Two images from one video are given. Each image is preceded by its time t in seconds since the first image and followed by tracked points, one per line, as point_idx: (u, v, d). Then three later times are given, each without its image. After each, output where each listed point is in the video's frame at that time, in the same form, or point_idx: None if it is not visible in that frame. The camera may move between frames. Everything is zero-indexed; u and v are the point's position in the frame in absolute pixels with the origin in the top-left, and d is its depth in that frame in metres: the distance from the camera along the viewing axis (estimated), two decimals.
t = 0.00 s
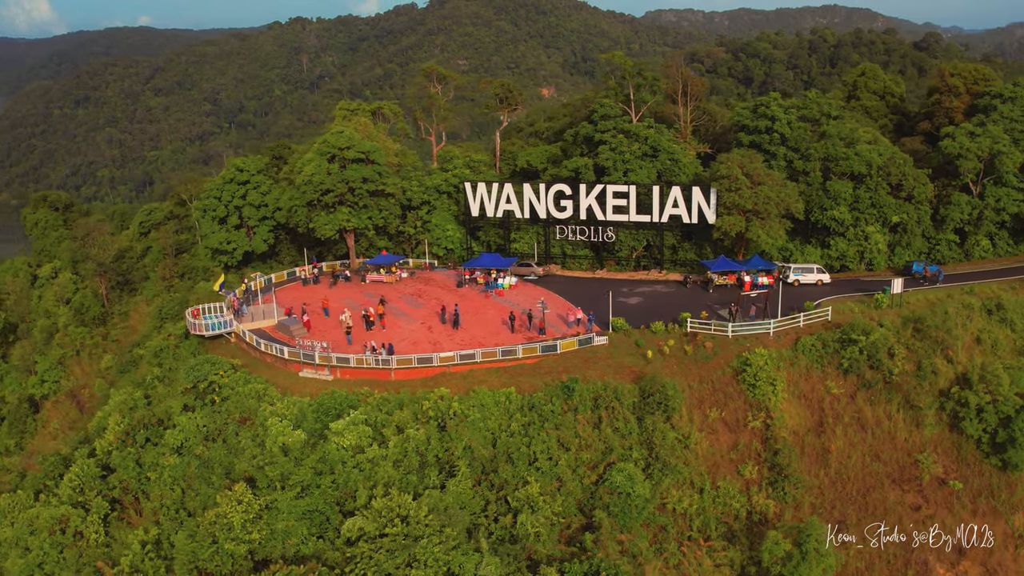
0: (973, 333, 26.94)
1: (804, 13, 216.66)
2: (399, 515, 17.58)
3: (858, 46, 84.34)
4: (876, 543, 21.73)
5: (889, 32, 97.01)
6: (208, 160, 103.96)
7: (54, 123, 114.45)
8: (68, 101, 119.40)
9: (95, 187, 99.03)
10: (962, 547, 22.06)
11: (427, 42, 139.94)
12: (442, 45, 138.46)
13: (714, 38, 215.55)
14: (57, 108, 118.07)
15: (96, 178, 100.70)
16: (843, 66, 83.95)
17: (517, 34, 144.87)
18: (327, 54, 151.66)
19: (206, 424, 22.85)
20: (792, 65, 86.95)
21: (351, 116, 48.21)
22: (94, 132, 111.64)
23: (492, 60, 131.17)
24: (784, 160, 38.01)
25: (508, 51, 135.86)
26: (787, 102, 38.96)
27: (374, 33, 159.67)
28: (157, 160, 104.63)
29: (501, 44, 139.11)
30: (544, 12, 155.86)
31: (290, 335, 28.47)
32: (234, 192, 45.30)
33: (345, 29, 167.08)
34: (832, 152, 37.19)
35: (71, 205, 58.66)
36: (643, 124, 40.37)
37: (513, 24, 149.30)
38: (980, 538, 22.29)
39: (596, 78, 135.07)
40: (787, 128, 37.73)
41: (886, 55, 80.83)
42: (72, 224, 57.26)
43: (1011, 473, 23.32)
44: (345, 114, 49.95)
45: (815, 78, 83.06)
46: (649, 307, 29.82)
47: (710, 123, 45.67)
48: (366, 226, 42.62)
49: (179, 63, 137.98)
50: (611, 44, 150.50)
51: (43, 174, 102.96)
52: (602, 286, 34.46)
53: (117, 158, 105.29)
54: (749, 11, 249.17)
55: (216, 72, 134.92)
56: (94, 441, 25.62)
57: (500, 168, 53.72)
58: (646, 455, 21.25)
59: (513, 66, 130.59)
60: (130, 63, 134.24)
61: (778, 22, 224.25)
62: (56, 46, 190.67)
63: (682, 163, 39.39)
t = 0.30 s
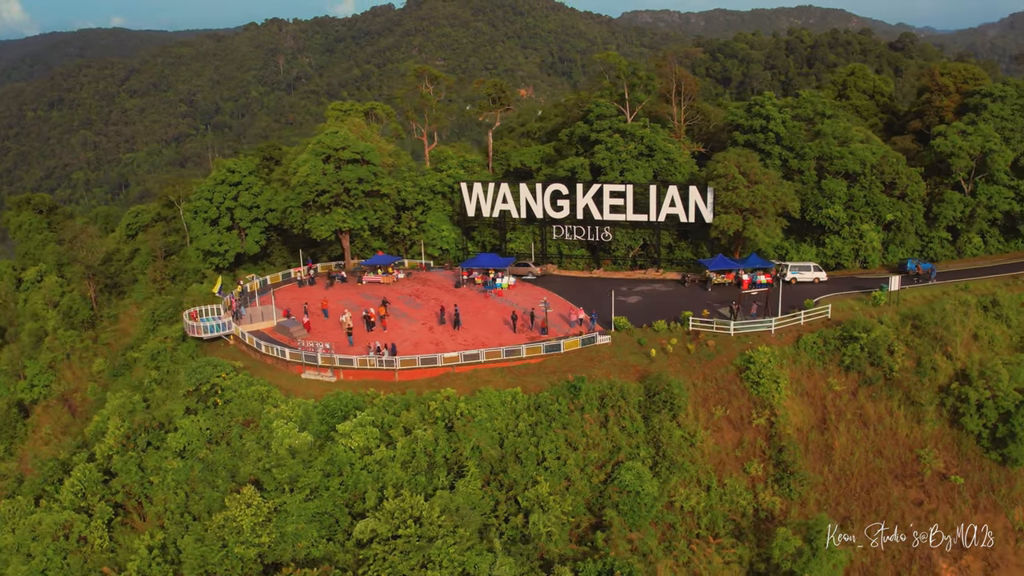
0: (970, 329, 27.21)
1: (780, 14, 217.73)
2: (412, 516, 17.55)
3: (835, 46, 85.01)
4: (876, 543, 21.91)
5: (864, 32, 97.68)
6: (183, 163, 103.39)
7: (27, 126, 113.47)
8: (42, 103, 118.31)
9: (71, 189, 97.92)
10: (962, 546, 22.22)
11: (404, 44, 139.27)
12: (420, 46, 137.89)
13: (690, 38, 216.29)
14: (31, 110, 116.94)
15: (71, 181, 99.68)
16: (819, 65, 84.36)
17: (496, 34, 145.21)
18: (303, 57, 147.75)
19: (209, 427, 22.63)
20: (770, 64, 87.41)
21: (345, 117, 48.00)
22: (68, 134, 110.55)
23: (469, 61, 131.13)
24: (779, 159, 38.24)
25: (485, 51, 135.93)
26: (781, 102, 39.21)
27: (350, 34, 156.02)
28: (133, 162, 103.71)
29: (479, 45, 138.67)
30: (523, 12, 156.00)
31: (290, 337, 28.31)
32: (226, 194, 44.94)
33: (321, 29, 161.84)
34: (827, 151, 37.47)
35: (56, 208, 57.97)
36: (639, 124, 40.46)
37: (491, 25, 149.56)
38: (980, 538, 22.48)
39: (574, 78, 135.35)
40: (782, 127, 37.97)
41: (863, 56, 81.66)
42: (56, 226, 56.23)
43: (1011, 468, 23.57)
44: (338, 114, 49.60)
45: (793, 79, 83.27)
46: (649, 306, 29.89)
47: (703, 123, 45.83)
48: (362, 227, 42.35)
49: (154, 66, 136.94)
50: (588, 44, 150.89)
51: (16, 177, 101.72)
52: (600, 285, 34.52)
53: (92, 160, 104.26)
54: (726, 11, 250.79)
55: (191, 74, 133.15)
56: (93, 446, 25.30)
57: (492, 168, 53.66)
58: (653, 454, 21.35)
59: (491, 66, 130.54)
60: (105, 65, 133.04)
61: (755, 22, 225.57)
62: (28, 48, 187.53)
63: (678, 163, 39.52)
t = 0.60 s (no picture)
0: (968, 326, 27.51)
1: (755, 15, 219.86)
2: (425, 517, 17.49)
3: (811, 46, 86.02)
4: (877, 543, 22.01)
5: (838, 32, 98.81)
6: (160, 165, 102.42)
7: None
8: (15, 105, 116.67)
9: (46, 192, 96.41)
10: (962, 547, 22.26)
11: (382, 45, 138.76)
12: (397, 47, 137.74)
13: (667, 38, 217.68)
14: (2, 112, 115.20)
15: (46, 183, 98.18)
16: (796, 65, 84.97)
17: (473, 35, 146.02)
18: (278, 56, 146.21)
19: (213, 431, 22.40)
20: (748, 65, 88.14)
21: (339, 118, 47.85)
22: (42, 136, 108.91)
23: (446, 61, 131.40)
24: (773, 158, 38.48)
25: (462, 53, 136.40)
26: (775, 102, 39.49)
27: (326, 34, 156.88)
28: (108, 164, 102.41)
29: (455, 45, 139.94)
30: (500, 14, 156.57)
31: (291, 338, 28.12)
32: (218, 195, 44.56)
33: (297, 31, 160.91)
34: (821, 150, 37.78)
35: (39, 211, 57.14)
36: (634, 123, 40.63)
37: (469, 26, 149.99)
38: (980, 539, 22.53)
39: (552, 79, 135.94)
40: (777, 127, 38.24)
41: (839, 57, 82.72)
42: (39, 229, 55.30)
43: (1009, 462, 23.85)
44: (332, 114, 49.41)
45: (770, 78, 83.85)
46: (649, 305, 29.95)
47: (696, 122, 46.04)
48: (357, 228, 41.89)
49: (129, 67, 135.21)
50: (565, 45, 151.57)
51: None
52: (599, 285, 34.59)
53: (67, 163, 102.79)
54: (702, 13, 252.94)
55: (167, 75, 131.49)
56: (92, 450, 24.90)
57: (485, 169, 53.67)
58: (660, 452, 21.41)
59: (470, 67, 130.83)
60: (79, 66, 131.38)
61: (730, 23, 228.12)
62: None
63: (673, 162, 39.68)
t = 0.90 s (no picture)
0: (965, 322, 27.83)
1: (730, 16, 221.71)
2: (439, 518, 17.43)
3: (788, 47, 86.85)
4: (878, 543, 22.12)
5: (814, 32, 99.82)
6: (135, 167, 101.03)
7: None
8: None
9: (20, 195, 94.76)
10: (962, 547, 22.40)
11: (358, 45, 138.02)
12: (374, 47, 137.06)
13: (643, 38, 218.77)
14: None
15: (19, 186, 96.52)
16: (774, 65, 85.54)
17: (450, 36, 146.03)
18: (254, 56, 145.79)
19: (216, 433, 22.19)
20: (725, 65, 88.77)
21: (332, 118, 47.62)
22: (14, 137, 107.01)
23: (423, 61, 131.25)
24: (769, 157, 38.69)
25: (438, 53, 136.33)
26: (769, 101, 39.82)
27: (302, 35, 156.14)
28: (83, 166, 100.85)
29: (433, 46, 140.64)
30: (475, 15, 157.78)
31: (292, 340, 27.96)
32: (209, 196, 44.13)
33: (272, 31, 160.08)
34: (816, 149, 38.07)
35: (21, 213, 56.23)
36: (630, 122, 40.78)
37: (444, 27, 149.88)
38: (980, 538, 22.68)
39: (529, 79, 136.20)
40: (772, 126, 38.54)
41: (815, 57, 83.58)
42: (23, 231, 54.19)
43: (1008, 457, 24.16)
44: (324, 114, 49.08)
45: (747, 78, 84.43)
46: (648, 304, 30.06)
47: (689, 121, 46.27)
48: (353, 229, 41.76)
49: (103, 67, 132.86)
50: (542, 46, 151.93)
51: None
52: (597, 284, 34.65)
53: (41, 166, 101.08)
54: (678, 14, 254.45)
55: (141, 76, 129.29)
56: (92, 455, 24.62)
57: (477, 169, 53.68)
58: (667, 450, 21.49)
59: (447, 68, 130.92)
60: (51, 66, 129.16)
61: (706, 24, 230.28)
62: None
63: (669, 162, 39.85)
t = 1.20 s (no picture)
0: (962, 318, 28.15)
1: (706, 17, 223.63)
2: (454, 520, 17.40)
3: (765, 47, 87.63)
4: (878, 544, 22.22)
5: (789, 32, 100.52)
6: (110, 170, 99.69)
7: None
8: None
9: None
10: (962, 547, 22.50)
11: (334, 45, 137.24)
12: (350, 48, 136.21)
13: (620, 38, 219.77)
14: None
15: None
16: (751, 65, 86.13)
17: (427, 38, 146.10)
18: (229, 57, 144.48)
19: (220, 436, 21.91)
20: (703, 65, 89.36)
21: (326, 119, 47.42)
22: None
23: (401, 62, 131.10)
24: (764, 156, 38.90)
25: (414, 54, 136.24)
26: (763, 101, 40.12)
27: (278, 36, 155.36)
28: (57, 169, 99.35)
29: (409, 47, 140.71)
30: (450, 18, 158.96)
31: (293, 342, 27.75)
32: (200, 197, 43.76)
33: (248, 33, 159.10)
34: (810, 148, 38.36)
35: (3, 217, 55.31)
36: (626, 122, 40.92)
37: (420, 28, 149.78)
38: (980, 539, 22.77)
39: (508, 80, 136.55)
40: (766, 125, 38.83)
41: (792, 57, 84.46)
42: (5, 234, 53.39)
43: (1007, 452, 24.44)
44: (316, 115, 48.81)
45: (725, 79, 85.00)
46: (648, 303, 30.16)
47: (682, 121, 46.48)
48: (349, 230, 41.57)
49: (77, 68, 130.84)
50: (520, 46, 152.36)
51: None
52: (596, 284, 34.70)
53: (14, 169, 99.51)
54: (656, 15, 255.89)
55: (114, 77, 127.12)
56: (92, 459, 24.38)
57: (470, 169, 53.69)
58: (675, 448, 21.57)
59: (425, 69, 130.94)
60: (23, 67, 127.00)
61: (682, 24, 232.03)
62: None
63: (665, 161, 40.01)
